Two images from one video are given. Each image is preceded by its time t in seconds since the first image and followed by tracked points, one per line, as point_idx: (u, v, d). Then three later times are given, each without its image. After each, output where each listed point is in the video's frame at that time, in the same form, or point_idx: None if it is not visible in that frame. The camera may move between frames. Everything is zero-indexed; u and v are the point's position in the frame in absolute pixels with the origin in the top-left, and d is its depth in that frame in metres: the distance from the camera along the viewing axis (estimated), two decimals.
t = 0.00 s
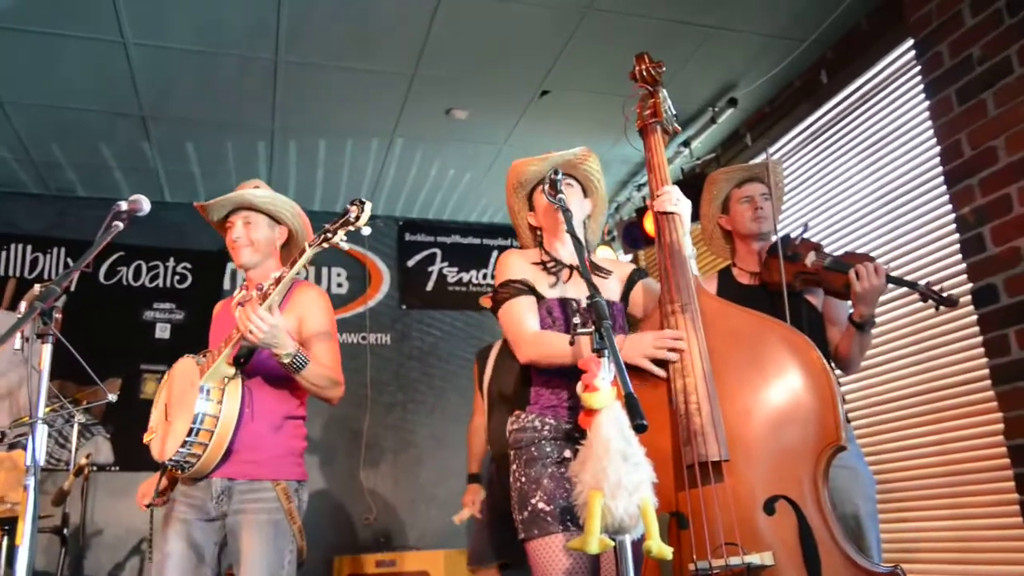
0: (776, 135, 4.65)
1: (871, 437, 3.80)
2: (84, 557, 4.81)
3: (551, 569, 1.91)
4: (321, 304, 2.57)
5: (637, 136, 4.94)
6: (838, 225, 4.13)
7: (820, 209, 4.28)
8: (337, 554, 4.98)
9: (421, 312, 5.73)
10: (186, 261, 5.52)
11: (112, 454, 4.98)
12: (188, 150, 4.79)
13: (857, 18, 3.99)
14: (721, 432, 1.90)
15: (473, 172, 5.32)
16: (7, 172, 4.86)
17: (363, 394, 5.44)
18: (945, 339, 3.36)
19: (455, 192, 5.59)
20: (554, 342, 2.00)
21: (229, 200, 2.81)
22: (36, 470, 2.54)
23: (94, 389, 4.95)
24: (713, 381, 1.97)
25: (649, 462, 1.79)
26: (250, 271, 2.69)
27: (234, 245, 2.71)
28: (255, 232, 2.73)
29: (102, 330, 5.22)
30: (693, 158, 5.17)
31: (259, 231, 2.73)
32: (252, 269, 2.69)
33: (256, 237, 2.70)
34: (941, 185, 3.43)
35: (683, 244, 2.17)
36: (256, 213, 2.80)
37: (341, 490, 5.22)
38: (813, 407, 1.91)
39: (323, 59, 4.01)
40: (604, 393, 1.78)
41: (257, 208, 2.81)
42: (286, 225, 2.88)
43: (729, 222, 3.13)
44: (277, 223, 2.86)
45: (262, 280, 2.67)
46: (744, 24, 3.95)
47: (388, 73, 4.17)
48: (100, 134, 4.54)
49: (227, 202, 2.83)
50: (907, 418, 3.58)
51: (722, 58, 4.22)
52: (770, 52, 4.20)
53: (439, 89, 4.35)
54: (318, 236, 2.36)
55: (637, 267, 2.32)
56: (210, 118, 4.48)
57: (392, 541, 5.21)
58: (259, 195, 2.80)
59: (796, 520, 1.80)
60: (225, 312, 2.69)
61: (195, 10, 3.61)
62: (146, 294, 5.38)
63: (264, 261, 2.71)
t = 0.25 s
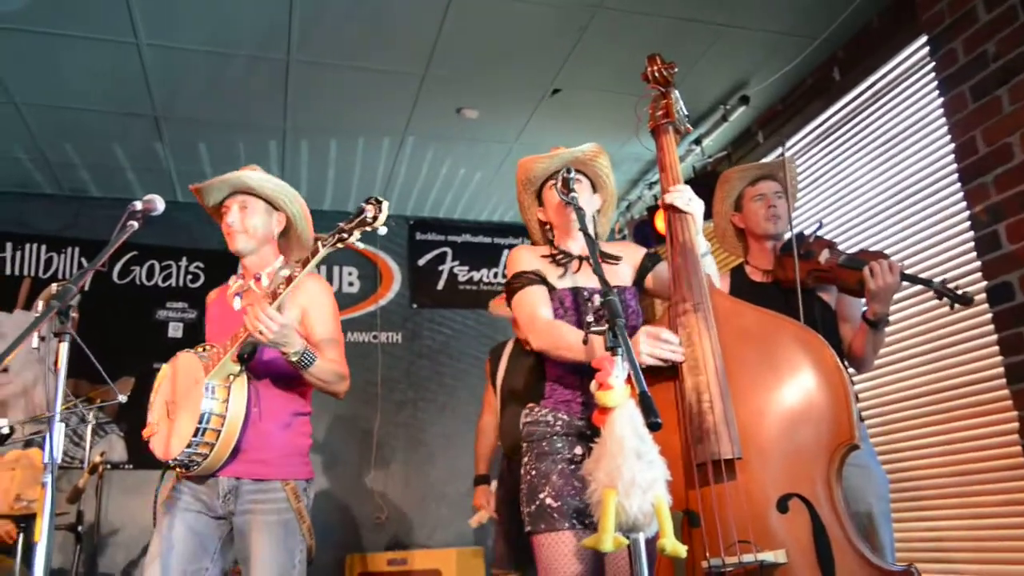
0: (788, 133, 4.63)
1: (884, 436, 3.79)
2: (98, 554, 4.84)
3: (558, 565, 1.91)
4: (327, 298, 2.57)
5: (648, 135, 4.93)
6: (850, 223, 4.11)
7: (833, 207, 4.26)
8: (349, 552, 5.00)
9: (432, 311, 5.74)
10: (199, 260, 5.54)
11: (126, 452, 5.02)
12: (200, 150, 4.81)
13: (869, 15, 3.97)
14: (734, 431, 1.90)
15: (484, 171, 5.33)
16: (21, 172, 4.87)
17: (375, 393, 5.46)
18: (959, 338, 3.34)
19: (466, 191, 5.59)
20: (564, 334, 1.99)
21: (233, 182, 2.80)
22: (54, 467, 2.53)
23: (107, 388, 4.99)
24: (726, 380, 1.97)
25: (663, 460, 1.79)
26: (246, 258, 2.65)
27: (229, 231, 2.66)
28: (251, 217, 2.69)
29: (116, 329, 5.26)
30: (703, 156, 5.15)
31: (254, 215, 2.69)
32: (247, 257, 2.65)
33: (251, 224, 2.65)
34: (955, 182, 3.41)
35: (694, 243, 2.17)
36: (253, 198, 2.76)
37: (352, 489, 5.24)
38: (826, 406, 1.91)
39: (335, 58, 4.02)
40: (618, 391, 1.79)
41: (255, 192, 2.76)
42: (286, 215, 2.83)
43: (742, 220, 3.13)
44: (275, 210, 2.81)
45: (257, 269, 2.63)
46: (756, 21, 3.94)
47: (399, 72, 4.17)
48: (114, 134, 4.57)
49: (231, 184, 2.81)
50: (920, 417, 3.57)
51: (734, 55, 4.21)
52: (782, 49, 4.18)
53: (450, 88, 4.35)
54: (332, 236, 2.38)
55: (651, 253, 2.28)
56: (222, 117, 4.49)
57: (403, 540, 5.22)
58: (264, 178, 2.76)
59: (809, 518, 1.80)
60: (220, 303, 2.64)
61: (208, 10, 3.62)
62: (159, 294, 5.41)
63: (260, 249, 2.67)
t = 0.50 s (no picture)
0: (802, 133, 4.61)
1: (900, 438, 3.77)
2: (115, 554, 4.87)
3: (578, 566, 1.90)
4: (318, 292, 2.45)
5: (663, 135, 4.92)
6: (865, 224, 4.09)
7: (847, 208, 4.24)
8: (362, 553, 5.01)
9: (444, 312, 5.75)
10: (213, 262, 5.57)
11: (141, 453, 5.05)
12: (215, 151, 4.84)
13: (883, 14, 3.95)
14: (751, 432, 1.89)
15: (496, 172, 5.34)
16: (38, 175, 4.91)
17: (387, 394, 5.47)
18: (977, 339, 3.32)
19: (478, 192, 5.60)
20: (582, 338, 1.99)
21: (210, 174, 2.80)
22: (74, 467, 2.53)
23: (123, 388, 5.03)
24: (743, 381, 1.96)
25: (680, 461, 1.79)
26: (224, 251, 2.59)
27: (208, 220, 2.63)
28: (228, 209, 2.65)
29: (131, 330, 5.29)
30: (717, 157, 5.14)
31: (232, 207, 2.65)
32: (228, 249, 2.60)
33: (231, 215, 2.62)
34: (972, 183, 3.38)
35: (711, 244, 2.16)
36: (233, 187, 2.74)
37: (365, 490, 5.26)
38: (844, 408, 1.90)
39: (348, 60, 4.04)
40: (634, 392, 1.78)
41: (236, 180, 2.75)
42: (264, 208, 2.81)
43: (756, 221, 3.10)
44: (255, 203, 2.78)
45: (240, 264, 2.57)
46: (770, 21, 3.92)
47: (412, 74, 4.18)
48: (129, 136, 4.59)
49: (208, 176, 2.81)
50: (936, 418, 3.55)
51: (747, 55, 4.19)
52: (796, 48, 4.17)
53: (462, 89, 4.36)
54: (344, 231, 2.32)
55: (666, 263, 2.31)
56: (237, 119, 4.51)
57: (416, 540, 5.24)
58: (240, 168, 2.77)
59: (827, 520, 1.79)
60: (199, 298, 2.56)
61: (223, 12, 3.64)
62: (174, 295, 5.43)
63: (240, 242, 2.61)
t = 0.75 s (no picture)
0: (837, 122, 4.55)
1: (942, 430, 3.72)
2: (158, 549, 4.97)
3: (614, 558, 1.91)
4: (324, 282, 2.37)
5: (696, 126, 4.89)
6: (903, 213, 4.03)
7: (884, 197, 4.18)
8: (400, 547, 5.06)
9: (476, 307, 5.77)
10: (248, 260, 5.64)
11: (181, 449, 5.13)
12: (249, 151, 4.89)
13: None
14: (791, 423, 1.87)
15: (527, 167, 5.34)
16: (78, 178, 5.00)
17: (421, 389, 5.51)
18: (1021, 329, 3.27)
19: (509, 186, 5.60)
20: (618, 329, 1.99)
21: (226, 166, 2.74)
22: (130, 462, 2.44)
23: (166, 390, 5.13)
24: (782, 372, 1.94)
25: (722, 452, 1.78)
26: (236, 243, 2.51)
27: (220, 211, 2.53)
28: (242, 200, 2.56)
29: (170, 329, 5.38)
30: (751, 146, 5.07)
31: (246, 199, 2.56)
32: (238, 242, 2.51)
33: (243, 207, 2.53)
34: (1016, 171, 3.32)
35: (748, 236, 2.12)
36: (247, 179, 2.66)
37: (402, 484, 5.30)
38: (886, 399, 1.88)
39: (380, 58, 4.06)
40: (675, 384, 1.76)
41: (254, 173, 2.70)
42: (277, 202, 2.74)
43: (792, 211, 3.00)
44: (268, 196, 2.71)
45: (250, 257, 2.49)
46: (804, 9, 3.87)
47: (443, 70, 4.20)
48: (166, 137, 4.66)
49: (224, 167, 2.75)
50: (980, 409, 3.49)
51: (780, 44, 4.15)
52: (831, 36, 4.11)
53: (493, 85, 4.36)
54: (366, 211, 2.29)
55: (697, 249, 2.26)
56: (269, 118, 4.56)
57: (452, 534, 5.28)
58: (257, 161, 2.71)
59: (870, 512, 1.77)
60: (206, 289, 2.51)
61: (256, 13, 3.68)
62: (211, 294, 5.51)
63: (252, 234, 2.53)
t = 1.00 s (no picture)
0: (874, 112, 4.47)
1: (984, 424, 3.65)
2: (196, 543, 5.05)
3: (655, 550, 1.88)
4: (348, 280, 2.31)
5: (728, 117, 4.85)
6: (942, 204, 3.96)
7: (922, 188, 4.11)
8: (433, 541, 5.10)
9: (507, 303, 5.77)
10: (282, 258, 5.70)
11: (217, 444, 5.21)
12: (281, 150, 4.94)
13: None
14: (831, 418, 1.85)
15: (557, 162, 5.33)
16: (115, 178, 5.09)
17: (453, 385, 5.54)
18: None
19: (540, 181, 5.60)
20: (656, 319, 1.96)
21: (263, 157, 2.64)
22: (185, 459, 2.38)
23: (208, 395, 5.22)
24: (821, 366, 1.92)
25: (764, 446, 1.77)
26: (265, 237, 2.41)
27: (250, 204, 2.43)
28: (275, 195, 2.45)
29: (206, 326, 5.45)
30: (783, 138, 4.89)
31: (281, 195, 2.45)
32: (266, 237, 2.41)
33: (275, 201, 2.43)
34: None
35: (785, 230, 2.10)
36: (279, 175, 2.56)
37: (435, 479, 5.34)
38: (929, 392, 1.84)
39: (410, 54, 4.08)
40: (715, 377, 1.76)
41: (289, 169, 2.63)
42: (307, 202, 2.65)
43: (828, 204, 2.98)
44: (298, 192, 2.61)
45: (276, 253, 2.40)
46: None
47: (473, 66, 4.20)
48: (200, 137, 4.73)
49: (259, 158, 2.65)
50: None
51: (813, 33, 4.09)
52: (866, 25, 4.04)
53: (523, 79, 4.36)
54: (404, 209, 2.32)
55: (734, 241, 2.26)
56: (301, 116, 4.60)
57: (485, 529, 5.29)
58: (295, 159, 2.63)
59: (913, 507, 1.74)
60: (228, 281, 2.42)
61: (289, 12, 3.71)
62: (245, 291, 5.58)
63: (282, 230, 2.43)
